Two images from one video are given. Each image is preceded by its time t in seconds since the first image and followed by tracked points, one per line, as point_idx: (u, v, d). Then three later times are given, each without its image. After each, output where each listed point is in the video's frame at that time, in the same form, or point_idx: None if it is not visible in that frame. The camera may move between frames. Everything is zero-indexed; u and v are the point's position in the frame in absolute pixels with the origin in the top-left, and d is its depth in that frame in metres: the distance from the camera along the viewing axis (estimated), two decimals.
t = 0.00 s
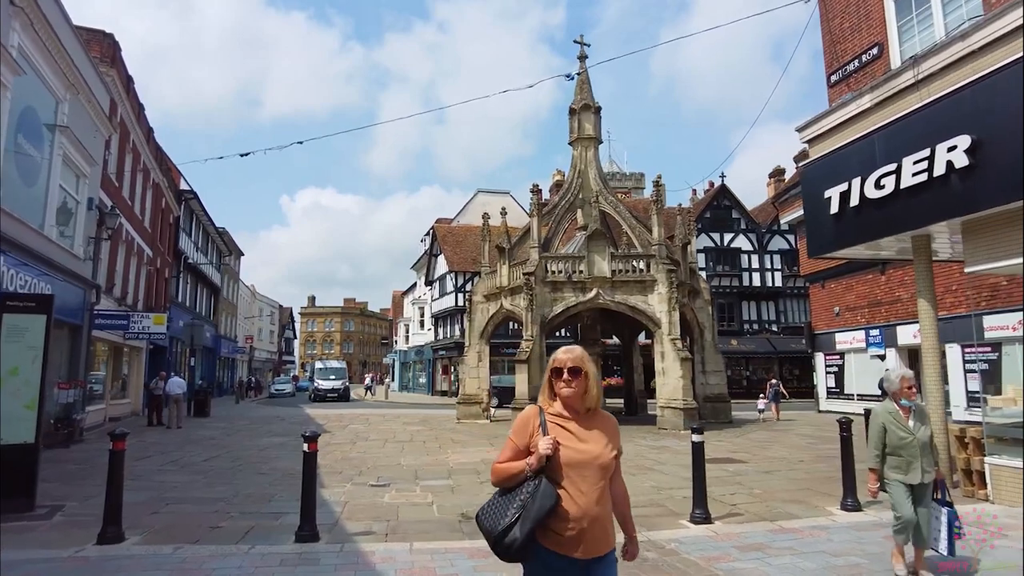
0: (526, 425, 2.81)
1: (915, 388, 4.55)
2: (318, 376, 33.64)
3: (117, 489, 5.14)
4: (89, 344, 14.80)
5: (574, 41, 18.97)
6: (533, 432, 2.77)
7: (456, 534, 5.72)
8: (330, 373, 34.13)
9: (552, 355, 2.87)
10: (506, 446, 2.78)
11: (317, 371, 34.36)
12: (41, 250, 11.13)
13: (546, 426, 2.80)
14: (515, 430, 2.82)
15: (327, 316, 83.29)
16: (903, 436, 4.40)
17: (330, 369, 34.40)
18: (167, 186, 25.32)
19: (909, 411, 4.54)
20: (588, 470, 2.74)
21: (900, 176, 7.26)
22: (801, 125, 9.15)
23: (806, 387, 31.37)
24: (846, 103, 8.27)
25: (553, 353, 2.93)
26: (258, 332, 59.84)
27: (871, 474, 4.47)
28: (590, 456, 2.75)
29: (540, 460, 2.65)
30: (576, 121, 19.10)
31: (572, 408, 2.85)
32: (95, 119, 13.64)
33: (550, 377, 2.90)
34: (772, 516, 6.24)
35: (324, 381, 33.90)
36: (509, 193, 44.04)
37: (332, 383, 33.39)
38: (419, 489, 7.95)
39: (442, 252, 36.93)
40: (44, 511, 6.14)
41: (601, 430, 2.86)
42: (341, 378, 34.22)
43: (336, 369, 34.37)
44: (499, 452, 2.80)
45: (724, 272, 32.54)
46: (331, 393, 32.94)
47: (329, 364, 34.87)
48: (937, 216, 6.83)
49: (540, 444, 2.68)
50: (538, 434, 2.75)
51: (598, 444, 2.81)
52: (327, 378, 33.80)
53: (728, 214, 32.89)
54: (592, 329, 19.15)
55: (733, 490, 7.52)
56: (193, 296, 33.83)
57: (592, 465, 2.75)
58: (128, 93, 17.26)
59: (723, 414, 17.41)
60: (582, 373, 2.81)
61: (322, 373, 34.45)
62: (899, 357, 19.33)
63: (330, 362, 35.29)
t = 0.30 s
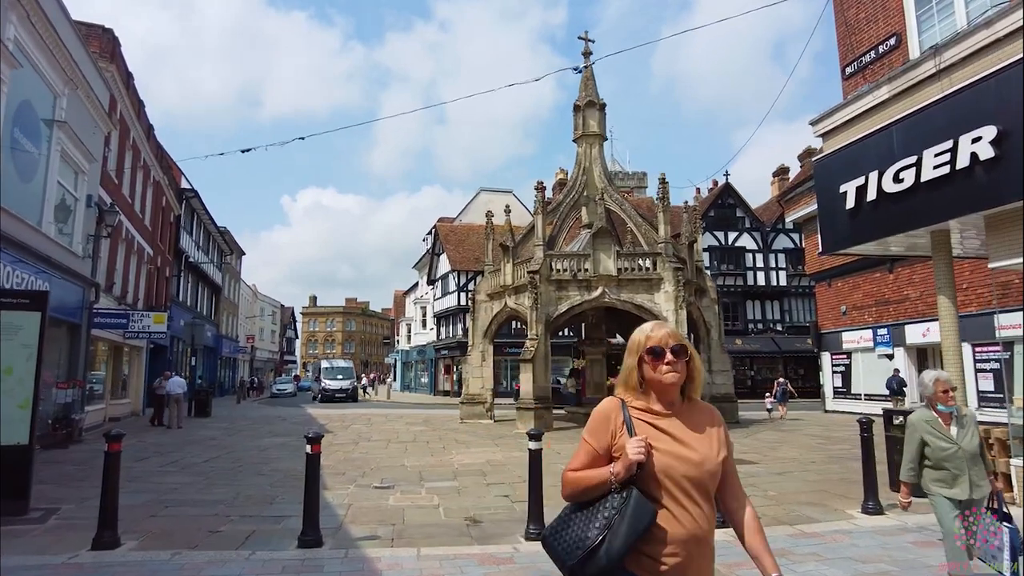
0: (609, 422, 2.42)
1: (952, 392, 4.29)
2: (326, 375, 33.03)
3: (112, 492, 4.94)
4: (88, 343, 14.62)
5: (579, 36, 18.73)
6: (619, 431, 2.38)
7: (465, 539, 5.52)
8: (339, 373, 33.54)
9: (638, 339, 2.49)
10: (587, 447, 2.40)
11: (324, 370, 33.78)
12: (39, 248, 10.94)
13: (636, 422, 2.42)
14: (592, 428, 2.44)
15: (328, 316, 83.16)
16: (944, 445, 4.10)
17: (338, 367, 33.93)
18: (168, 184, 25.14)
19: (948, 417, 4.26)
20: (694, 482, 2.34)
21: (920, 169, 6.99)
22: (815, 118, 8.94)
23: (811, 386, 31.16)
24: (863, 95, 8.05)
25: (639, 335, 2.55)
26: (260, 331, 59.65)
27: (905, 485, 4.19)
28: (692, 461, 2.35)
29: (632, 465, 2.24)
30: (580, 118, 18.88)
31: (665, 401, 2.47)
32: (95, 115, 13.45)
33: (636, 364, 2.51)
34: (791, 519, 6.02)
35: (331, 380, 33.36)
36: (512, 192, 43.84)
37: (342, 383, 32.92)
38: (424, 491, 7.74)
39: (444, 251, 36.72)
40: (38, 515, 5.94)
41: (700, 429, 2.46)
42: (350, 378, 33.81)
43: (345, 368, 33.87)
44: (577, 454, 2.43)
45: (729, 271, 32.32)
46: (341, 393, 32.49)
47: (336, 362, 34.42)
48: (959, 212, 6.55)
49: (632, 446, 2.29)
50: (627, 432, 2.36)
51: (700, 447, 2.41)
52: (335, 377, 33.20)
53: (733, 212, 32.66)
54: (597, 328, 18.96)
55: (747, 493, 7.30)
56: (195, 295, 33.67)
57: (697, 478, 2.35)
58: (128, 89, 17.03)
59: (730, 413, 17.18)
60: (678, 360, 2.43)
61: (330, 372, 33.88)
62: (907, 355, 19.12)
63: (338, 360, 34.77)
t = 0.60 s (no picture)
0: (748, 454, 1.90)
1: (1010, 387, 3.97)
2: (337, 375, 32.04)
3: (107, 498, 4.72)
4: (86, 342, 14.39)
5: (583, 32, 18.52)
6: (764, 466, 1.88)
7: (475, 546, 5.29)
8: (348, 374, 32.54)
9: (786, 339, 2.03)
10: (716, 490, 1.90)
11: (334, 370, 32.80)
12: (36, 246, 10.73)
13: (788, 446, 1.95)
14: (721, 456, 1.93)
15: (329, 316, 82.96)
16: (999, 448, 3.88)
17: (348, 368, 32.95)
18: (167, 182, 24.92)
19: (1007, 417, 4.05)
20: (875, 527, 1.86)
21: (941, 164, 6.71)
22: (831, 111, 8.71)
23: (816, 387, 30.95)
24: (883, 86, 7.80)
25: (784, 330, 2.10)
26: (260, 331, 59.41)
27: (970, 492, 4.00)
28: (870, 501, 1.87)
29: (798, 515, 1.74)
30: (585, 115, 18.68)
31: (824, 420, 2.02)
32: (93, 110, 13.26)
33: (786, 371, 2.05)
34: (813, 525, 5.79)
35: (342, 380, 32.39)
36: (514, 191, 43.63)
37: (353, 384, 31.98)
38: (430, 494, 7.52)
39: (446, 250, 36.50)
40: (31, 520, 5.74)
41: (870, 456, 1.99)
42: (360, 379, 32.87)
43: (355, 368, 32.91)
44: (702, 494, 1.93)
45: (733, 270, 32.11)
46: (353, 394, 31.59)
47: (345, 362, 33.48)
48: (981, 208, 6.26)
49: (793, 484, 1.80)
50: (776, 465, 1.88)
51: (873, 481, 1.93)
52: (345, 378, 32.23)
53: (737, 211, 32.44)
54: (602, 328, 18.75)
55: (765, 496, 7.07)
56: (195, 294, 33.45)
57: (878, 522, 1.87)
58: (127, 85, 16.81)
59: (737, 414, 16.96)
60: (847, 358, 2.01)
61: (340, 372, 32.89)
62: (916, 356, 18.86)
63: (347, 360, 33.82)
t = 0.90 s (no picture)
0: None
1: None
2: (348, 375, 31.04)
3: (93, 506, 4.52)
4: (81, 343, 14.17)
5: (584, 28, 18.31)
6: None
7: (478, 554, 5.08)
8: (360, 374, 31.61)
9: None
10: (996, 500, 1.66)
11: (344, 370, 31.77)
12: (27, 244, 10.52)
13: (981, 480, 1.74)
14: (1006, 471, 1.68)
15: (328, 316, 82.72)
16: None
17: (358, 368, 31.94)
18: (164, 180, 24.69)
19: None
20: None
21: (961, 157, 6.49)
22: (839, 107, 8.48)
23: (817, 387, 30.76)
24: (894, 80, 7.56)
25: None
26: (259, 331, 59.18)
27: None
28: None
29: (980, 570, 1.69)
30: (586, 112, 18.50)
31: None
32: (88, 106, 13.06)
33: None
34: (828, 531, 5.58)
35: (352, 380, 31.42)
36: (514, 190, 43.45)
37: (364, 384, 31.05)
38: (431, 499, 7.31)
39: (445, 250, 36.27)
40: (16, 527, 5.54)
41: None
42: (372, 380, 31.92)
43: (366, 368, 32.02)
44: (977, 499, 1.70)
45: (734, 270, 31.91)
46: (365, 395, 30.65)
47: (354, 362, 32.54)
48: (1006, 201, 6.04)
49: (968, 530, 1.70)
50: (974, 518, 1.66)
51: None
52: (356, 378, 31.26)
53: (738, 210, 32.25)
54: (603, 327, 18.55)
55: (777, 501, 6.85)
56: (192, 294, 33.23)
57: None
58: (123, 81, 16.55)
59: (740, 415, 16.77)
60: None
61: (350, 372, 31.88)
62: (920, 356, 18.65)
63: (356, 359, 32.87)
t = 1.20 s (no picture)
0: None
1: None
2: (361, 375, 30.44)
3: (73, 511, 4.29)
4: (72, 343, 13.90)
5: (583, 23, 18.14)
6: None
7: (478, 561, 4.87)
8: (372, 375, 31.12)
9: None
10: None
11: (355, 370, 31.13)
12: (14, 241, 10.27)
13: None
14: None
15: (325, 316, 82.37)
16: None
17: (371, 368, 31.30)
18: (158, 178, 24.42)
19: None
20: None
21: (974, 149, 6.31)
22: (846, 99, 8.31)
23: (816, 387, 30.59)
24: (903, 71, 7.38)
25: None
26: (255, 331, 58.83)
27: None
28: None
29: None
30: (585, 109, 18.34)
31: None
32: (79, 102, 12.82)
33: None
34: (840, 534, 5.38)
35: (364, 380, 30.84)
36: (511, 189, 43.25)
37: (377, 384, 30.49)
38: (429, 502, 7.08)
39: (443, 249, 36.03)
40: None
41: None
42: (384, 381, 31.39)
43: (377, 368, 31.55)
44: None
45: (733, 268, 31.77)
46: (379, 395, 30.10)
47: (364, 361, 31.95)
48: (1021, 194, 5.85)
49: None
50: None
51: None
52: (368, 379, 30.68)
53: (736, 209, 32.11)
54: (603, 326, 18.35)
55: (785, 503, 6.65)
56: (187, 293, 32.94)
57: None
58: (115, 77, 16.29)
59: (741, 415, 16.59)
60: None
61: (361, 373, 31.24)
62: (922, 355, 18.47)
63: (365, 359, 32.32)
